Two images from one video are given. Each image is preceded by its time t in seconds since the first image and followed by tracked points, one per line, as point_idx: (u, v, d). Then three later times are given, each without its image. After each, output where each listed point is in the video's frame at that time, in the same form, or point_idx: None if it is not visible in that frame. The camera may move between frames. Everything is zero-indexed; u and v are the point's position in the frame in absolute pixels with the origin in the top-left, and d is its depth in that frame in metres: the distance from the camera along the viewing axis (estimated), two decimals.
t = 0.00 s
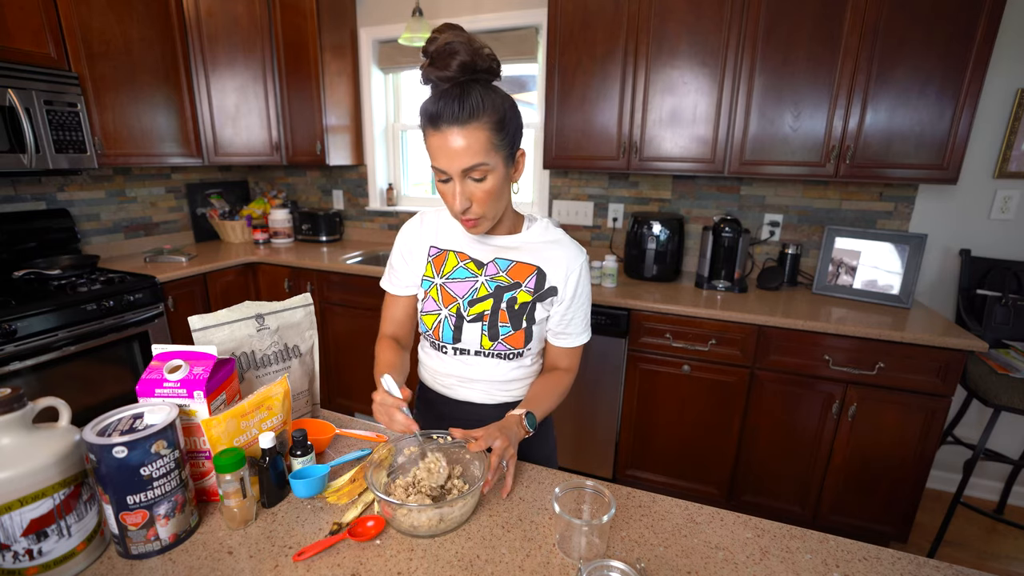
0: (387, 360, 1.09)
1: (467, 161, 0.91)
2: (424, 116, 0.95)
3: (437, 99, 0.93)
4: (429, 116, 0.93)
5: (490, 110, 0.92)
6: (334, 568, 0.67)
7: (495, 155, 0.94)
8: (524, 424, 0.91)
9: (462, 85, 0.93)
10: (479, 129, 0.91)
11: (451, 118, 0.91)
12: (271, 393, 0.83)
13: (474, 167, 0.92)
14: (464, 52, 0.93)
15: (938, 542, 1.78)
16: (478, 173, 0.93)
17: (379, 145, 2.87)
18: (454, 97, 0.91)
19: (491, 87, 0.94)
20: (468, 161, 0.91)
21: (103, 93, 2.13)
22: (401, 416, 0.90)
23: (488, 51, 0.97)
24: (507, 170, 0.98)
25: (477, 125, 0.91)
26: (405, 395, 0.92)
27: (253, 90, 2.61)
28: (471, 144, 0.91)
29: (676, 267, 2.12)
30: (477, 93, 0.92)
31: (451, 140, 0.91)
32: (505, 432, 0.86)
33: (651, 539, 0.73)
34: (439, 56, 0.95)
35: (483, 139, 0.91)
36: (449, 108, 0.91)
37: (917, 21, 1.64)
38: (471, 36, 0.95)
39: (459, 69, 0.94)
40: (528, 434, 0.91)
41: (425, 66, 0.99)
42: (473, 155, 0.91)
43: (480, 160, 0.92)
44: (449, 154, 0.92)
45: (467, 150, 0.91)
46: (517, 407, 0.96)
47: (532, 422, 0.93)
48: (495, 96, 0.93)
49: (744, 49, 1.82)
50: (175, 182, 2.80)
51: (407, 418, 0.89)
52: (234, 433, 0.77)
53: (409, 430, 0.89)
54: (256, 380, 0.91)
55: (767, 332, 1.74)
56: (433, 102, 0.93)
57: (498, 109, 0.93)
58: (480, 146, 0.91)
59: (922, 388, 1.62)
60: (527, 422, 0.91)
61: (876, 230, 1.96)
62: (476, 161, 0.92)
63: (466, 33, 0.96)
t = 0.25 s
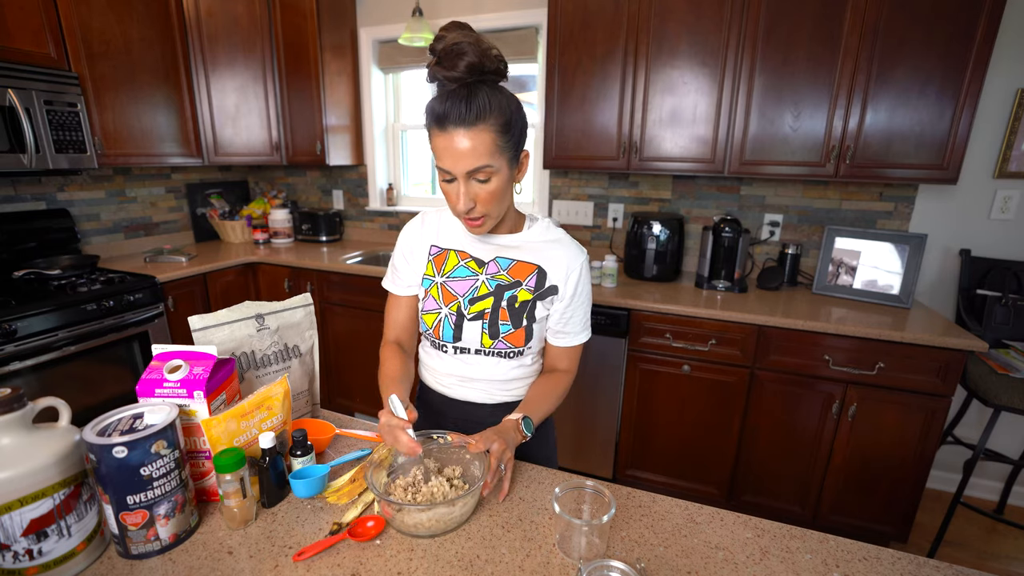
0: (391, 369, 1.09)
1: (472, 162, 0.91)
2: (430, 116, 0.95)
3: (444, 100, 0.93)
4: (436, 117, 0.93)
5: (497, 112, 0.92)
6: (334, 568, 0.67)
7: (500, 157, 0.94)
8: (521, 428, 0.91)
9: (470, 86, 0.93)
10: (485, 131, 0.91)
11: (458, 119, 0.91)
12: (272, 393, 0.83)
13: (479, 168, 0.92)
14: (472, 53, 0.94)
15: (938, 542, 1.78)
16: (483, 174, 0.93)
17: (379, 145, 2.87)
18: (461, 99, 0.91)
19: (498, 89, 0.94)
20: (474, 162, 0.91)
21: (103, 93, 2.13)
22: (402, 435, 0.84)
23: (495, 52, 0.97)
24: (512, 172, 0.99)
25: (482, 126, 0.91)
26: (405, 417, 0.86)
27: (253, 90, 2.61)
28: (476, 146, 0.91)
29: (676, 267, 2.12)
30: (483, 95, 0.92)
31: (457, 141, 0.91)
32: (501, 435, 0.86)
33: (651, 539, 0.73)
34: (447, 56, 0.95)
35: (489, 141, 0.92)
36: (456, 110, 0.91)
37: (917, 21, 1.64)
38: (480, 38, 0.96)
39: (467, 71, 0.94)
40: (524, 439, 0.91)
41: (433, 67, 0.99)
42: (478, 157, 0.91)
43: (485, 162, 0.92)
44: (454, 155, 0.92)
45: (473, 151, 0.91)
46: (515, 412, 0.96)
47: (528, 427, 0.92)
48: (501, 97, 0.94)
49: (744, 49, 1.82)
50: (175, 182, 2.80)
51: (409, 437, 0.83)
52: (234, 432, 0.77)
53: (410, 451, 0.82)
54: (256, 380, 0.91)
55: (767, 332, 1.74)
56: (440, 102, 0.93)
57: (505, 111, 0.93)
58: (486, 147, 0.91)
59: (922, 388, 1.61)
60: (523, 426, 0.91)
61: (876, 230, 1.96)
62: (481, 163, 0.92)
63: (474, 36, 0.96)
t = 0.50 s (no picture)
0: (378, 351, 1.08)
1: (514, 172, 0.92)
2: (480, 115, 0.93)
3: (503, 104, 0.92)
4: (489, 120, 0.92)
5: (546, 128, 0.94)
6: (334, 568, 0.66)
7: (538, 171, 0.95)
8: (547, 431, 0.92)
9: (528, 96, 0.93)
10: (533, 144, 0.92)
11: (512, 128, 0.91)
12: (271, 393, 0.82)
13: (518, 179, 0.93)
14: (537, 66, 0.94)
15: (938, 542, 1.78)
16: (519, 184, 0.94)
17: (379, 145, 2.87)
18: (522, 108, 0.91)
19: (552, 105, 0.95)
20: (516, 172, 0.92)
21: (102, 93, 2.13)
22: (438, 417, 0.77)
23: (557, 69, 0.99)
24: (541, 184, 1.01)
25: (531, 141, 0.92)
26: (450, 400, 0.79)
27: (253, 90, 2.61)
28: (521, 156, 0.91)
29: (676, 267, 2.12)
30: (540, 110, 0.93)
31: (504, 150, 0.91)
32: (528, 440, 0.87)
33: (651, 539, 0.73)
34: (511, 62, 0.94)
35: (533, 155, 0.93)
36: (512, 118, 0.91)
37: (917, 20, 1.64)
38: (545, 53, 0.96)
39: (529, 80, 0.94)
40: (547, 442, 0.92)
41: (490, 64, 0.97)
42: (522, 168, 0.92)
43: (525, 174, 0.93)
44: (497, 162, 0.91)
45: (518, 162, 0.91)
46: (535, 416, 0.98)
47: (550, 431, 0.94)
48: (553, 114, 0.95)
49: (744, 49, 1.82)
50: (175, 182, 2.80)
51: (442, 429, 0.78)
52: (234, 432, 0.77)
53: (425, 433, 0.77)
54: (256, 380, 0.92)
55: (768, 332, 1.74)
56: (498, 106, 0.91)
57: (552, 128, 0.95)
58: (530, 160, 0.92)
59: (922, 388, 1.61)
60: (548, 429, 0.93)
61: (876, 230, 1.96)
62: (522, 174, 0.93)
63: (539, 47, 0.96)
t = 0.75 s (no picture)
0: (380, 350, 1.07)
1: (511, 167, 0.91)
2: (476, 112, 0.94)
3: (497, 100, 0.92)
4: (483, 116, 0.92)
5: (541, 123, 0.94)
6: (334, 568, 0.66)
7: (535, 166, 0.95)
8: (547, 429, 0.92)
9: (522, 91, 0.93)
10: (528, 139, 0.92)
11: (506, 123, 0.91)
12: (271, 393, 0.82)
13: (515, 174, 0.92)
14: (530, 62, 0.95)
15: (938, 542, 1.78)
16: (516, 180, 0.94)
17: (379, 145, 2.87)
18: (515, 103, 0.92)
19: (545, 101, 0.96)
20: (513, 167, 0.92)
21: (102, 93, 2.13)
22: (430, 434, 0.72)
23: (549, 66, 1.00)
24: (539, 181, 1.00)
25: (526, 135, 0.92)
26: (447, 424, 0.74)
27: (253, 90, 2.61)
28: (516, 151, 0.91)
29: (676, 267, 2.12)
30: (534, 105, 0.93)
31: (499, 144, 0.91)
32: (528, 439, 0.87)
33: (651, 539, 0.73)
34: (503, 59, 0.95)
35: (529, 149, 0.93)
36: (506, 113, 0.91)
37: (917, 20, 1.64)
38: (537, 50, 0.97)
39: (522, 76, 0.95)
40: (550, 439, 0.92)
41: (485, 64, 0.98)
42: (518, 162, 0.92)
43: (522, 169, 0.92)
44: (493, 157, 0.91)
45: (514, 156, 0.91)
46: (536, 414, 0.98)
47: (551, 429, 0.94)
48: (547, 110, 0.95)
49: (744, 50, 1.82)
50: (175, 182, 2.80)
51: (432, 449, 0.72)
52: (234, 433, 0.77)
53: (412, 448, 0.72)
54: (255, 380, 0.92)
55: (768, 332, 1.74)
56: (491, 102, 0.92)
57: (547, 123, 0.95)
58: (526, 155, 0.92)
59: (922, 388, 1.61)
60: (549, 427, 0.93)
61: (876, 230, 1.96)
62: (518, 169, 0.92)
63: (532, 45, 0.97)
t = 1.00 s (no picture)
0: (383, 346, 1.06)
1: (509, 163, 0.92)
2: (472, 110, 0.94)
3: (493, 98, 0.92)
4: (480, 113, 0.92)
5: (538, 120, 0.94)
6: (334, 568, 0.66)
7: (533, 163, 0.95)
8: (546, 425, 0.93)
9: (518, 89, 0.94)
10: (525, 135, 0.92)
11: (503, 120, 0.91)
12: (272, 393, 0.82)
13: (513, 170, 0.92)
14: (525, 59, 0.95)
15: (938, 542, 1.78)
16: (515, 176, 0.94)
17: (379, 144, 2.87)
18: (511, 100, 0.92)
19: (542, 98, 0.96)
20: (511, 163, 0.92)
21: (102, 93, 2.13)
22: (457, 436, 0.73)
23: (545, 63, 1.00)
24: (538, 178, 1.00)
25: (524, 132, 0.92)
26: (471, 423, 0.75)
27: (253, 89, 2.61)
28: (514, 147, 0.91)
29: (676, 267, 2.12)
30: (531, 102, 0.93)
31: (497, 141, 0.91)
32: (526, 438, 0.87)
33: (650, 539, 0.73)
34: (499, 57, 0.95)
35: (527, 146, 0.93)
36: (503, 110, 0.91)
37: (917, 20, 1.64)
38: (532, 47, 0.97)
39: (519, 73, 0.95)
40: (548, 434, 0.93)
41: (481, 63, 0.98)
42: (516, 159, 0.92)
43: (520, 165, 0.92)
44: (491, 154, 0.91)
45: (512, 153, 0.91)
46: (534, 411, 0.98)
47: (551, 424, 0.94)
48: (544, 107, 0.96)
49: (744, 49, 1.82)
50: (175, 182, 2.80)
51: (460, 450, 0.73)
52: (234, 433, 0.77)
53: (441, 451, 0.73)
54: (255, 380, 0.92)
55: (768, 332, 1.74)
56: (488, 100, 0.92)
57: (544, 119, 0.95)
58: (524, 151, 0.92)
59: (922, 388, 1.61)
60: (547, 423, 0.93)
61: (876, 230, 1.96)
62: (517, 165, 0.92)
63: (527, 42, 0.98)
